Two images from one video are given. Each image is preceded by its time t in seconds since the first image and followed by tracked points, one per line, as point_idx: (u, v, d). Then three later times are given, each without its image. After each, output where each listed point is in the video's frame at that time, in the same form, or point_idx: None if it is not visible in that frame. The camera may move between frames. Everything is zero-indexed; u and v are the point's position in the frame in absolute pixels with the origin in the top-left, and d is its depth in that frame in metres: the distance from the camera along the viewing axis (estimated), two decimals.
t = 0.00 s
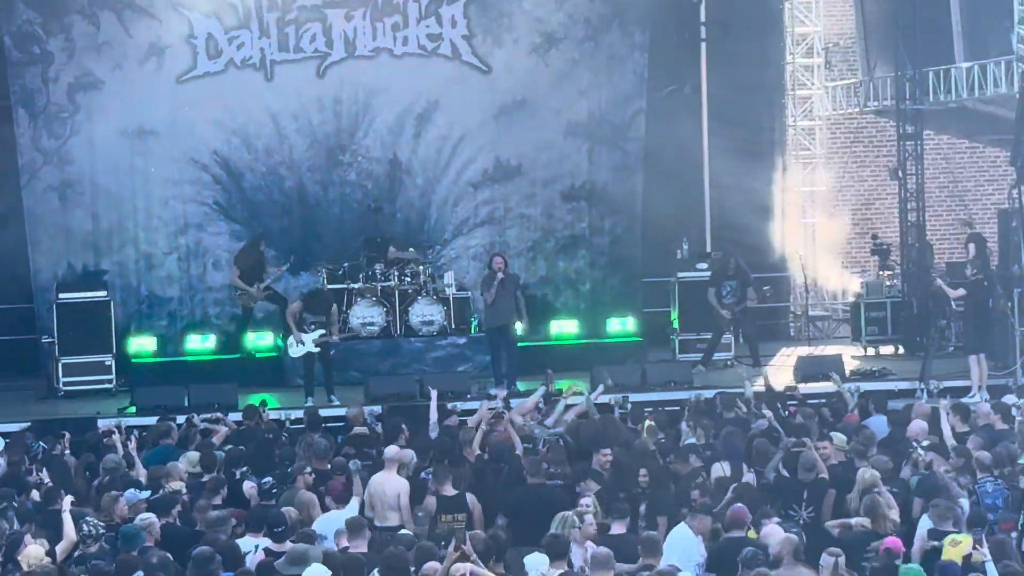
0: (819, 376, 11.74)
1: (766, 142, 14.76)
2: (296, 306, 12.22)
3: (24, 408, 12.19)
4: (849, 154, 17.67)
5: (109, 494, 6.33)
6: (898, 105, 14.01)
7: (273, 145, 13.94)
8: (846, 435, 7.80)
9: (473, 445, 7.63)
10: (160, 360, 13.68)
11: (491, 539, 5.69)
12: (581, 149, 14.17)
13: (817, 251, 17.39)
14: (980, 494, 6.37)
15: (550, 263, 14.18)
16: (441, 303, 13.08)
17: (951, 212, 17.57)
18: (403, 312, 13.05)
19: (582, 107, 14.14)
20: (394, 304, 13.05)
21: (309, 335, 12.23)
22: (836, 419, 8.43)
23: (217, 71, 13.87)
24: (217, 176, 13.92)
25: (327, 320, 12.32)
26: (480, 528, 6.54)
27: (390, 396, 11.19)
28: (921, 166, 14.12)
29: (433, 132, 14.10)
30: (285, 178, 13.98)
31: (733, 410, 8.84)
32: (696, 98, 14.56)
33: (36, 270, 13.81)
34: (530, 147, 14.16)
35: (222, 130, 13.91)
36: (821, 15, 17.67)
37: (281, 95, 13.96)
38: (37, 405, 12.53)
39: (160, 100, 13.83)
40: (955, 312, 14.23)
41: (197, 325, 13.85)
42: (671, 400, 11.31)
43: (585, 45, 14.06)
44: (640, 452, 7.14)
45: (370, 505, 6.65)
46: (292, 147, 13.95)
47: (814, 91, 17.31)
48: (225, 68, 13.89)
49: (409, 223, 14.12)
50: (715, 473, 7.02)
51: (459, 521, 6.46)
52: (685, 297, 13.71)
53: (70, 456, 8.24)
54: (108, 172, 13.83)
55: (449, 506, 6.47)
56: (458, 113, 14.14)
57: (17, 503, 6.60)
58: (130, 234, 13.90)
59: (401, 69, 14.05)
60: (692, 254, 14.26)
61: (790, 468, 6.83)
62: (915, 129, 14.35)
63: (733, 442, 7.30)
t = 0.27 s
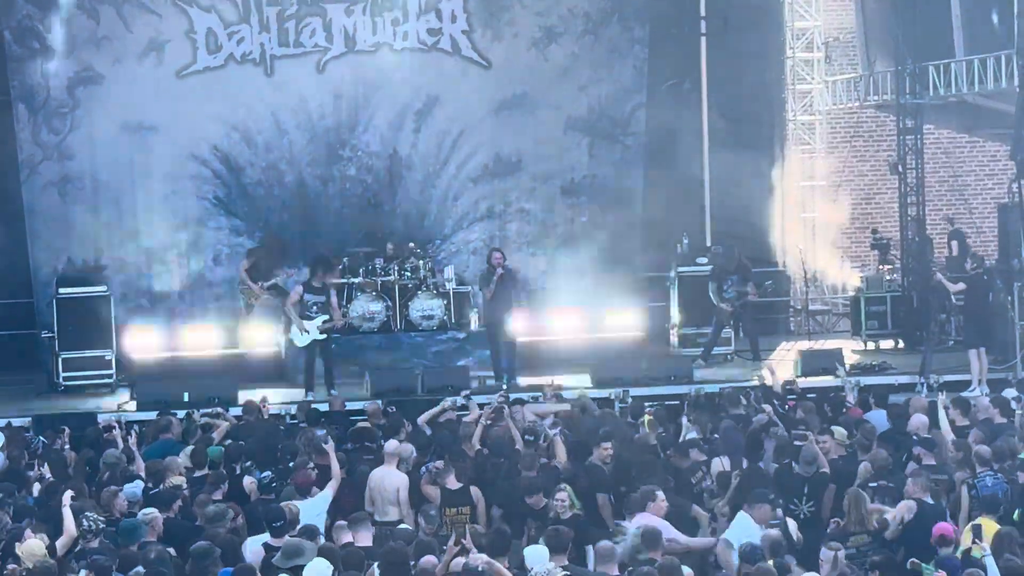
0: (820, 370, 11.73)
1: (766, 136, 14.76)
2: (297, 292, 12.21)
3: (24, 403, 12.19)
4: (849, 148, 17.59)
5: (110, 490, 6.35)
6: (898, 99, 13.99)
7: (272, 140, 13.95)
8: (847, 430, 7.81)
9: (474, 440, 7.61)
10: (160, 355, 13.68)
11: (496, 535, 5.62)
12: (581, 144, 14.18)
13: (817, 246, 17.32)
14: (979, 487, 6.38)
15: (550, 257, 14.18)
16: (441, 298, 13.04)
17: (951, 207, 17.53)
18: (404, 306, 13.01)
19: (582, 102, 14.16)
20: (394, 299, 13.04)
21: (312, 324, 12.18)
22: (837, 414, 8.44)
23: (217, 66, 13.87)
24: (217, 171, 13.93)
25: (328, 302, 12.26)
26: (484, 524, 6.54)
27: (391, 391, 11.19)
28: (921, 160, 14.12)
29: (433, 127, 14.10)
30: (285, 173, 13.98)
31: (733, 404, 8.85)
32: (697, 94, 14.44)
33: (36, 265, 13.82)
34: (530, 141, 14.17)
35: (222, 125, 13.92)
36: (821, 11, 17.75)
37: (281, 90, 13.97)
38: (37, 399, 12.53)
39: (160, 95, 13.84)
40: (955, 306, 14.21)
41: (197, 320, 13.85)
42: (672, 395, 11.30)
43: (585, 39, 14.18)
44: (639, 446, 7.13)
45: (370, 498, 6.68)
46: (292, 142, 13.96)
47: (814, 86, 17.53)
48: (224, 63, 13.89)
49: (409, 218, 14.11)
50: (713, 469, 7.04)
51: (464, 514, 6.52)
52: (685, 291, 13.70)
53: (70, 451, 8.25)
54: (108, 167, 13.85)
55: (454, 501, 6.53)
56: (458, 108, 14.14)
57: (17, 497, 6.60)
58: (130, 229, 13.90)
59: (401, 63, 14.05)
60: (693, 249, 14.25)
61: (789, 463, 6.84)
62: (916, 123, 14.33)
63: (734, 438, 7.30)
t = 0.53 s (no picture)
0: (820, 367, 11.72)
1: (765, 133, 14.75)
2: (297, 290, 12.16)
3: (24, 401, 12.18)
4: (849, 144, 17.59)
5: (110, 487, 6.34)
6: (898, 96, 13.98)
7: (272, 138, 13.94)
8: (846, 427, 7.80)
9: (474, 438, 7.60)
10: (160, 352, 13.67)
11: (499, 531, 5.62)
12: (581, 141, 14.18)
13: (818, 243, 17.35)
14: (979, 485, 6.36)
15: (550, 255, 14.17)
16: (441, 295, 13.03)
17: (951, 204, 17.50)
18: (404, 304, 13.03)
19: (582, 100, 14.15)
20: (394, 297, 13.05)
21: (314, 320, 12.15)
22: (837, 411, 8.44)
23: (217, 64, 13.86)
24: (217, 169, 13.92)
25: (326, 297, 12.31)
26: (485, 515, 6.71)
27: (391, 389, 11.18)
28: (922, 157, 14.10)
29: (434, 124, 14.10)
30: (286, 171, 13.98)
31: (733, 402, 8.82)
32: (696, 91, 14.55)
33: (36, 263, 13.81)
34: (530, 139, 14.16)
35: (222, 123, 13.91)
36: (822, 6, 17.66)
37: (281, 88, 13.96)
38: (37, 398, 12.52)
39: (159, 93, 13.83)
40: (956, 303, 14.20)
41: (197, 318, 13.84)
42: (672, 392, 11.29)
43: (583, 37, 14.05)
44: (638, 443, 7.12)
45: (371, 496, 6.68)
46: (292, 140, 13.96)
47: (814, 83, 17.20)
48: (225, 60, 13.88)
49: (409, 216, 14.10)
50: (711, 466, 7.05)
51: (468, 511, 6.63)
52: (685, 289, 13.70)
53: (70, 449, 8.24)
54: (108, 165, 13.84)
55: (458, 497, 6.64)
56: (457, 106, 14.13)
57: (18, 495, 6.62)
58: (130, 227, 13.89)
59: (401, 61, 14.04)
60: (693, 247, 14.23)
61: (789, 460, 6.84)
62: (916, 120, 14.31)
63: (732, 435, 7.30)
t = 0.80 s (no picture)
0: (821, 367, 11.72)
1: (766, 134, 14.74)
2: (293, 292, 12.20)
3: (25, 401, 12.19)
4: (850, 144, 17.51)
5: (110, 488, 6.35)
6: (898, 96, 13.97)
7: (273, 138, 13.95)
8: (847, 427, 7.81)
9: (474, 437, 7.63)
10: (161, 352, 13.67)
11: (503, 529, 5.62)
12: (581, 141, 14.18)
13: (819, 243, 17.26)
14: (978, 484, 6.34)
15: (551, 255, 14.18)
16: (442, 295, 13.03)
17: (952, 203, 17.46)
18: (405, 304, 13.01)
19: (583, 100, 14.15)
20: (395, 297, 13.03)
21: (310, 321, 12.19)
22: (838, 411, 8.44)
23: (218, 64, 13.87)
24: (218, 169, 13.93)
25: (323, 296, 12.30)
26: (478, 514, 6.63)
27: (392, 389, 11.18)
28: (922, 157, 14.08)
29: (434, 124, 14.10)
30: (286, 171, 13.99)
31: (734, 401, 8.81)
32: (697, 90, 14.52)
33: (37, 263, 13.82)
34: (531, 139, 14.17)
35: (223, 123, 13.92)
36: (822, 6, 17.63)
37: (282, 88, 13.97)
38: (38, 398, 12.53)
39: (159, 93, 13.83)
40: (957, 303, 14.18)
41: (198, 318, 13.84)
42: (673, 392, 11.29)
43: (584, 37, 14.11)
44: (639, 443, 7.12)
45: (371, 495, 6.67)
46: (292, 140, 13.97)
47: (815, 82, 17.48)
48: (225, 61, 13.88)
49: (410, 216, 14.10)
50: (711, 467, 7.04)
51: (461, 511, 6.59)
52: (686, 289, 13.69)
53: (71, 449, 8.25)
54: (109, 166, 13.86)
55: (457, 497, 6.61)
56: (458, 106, 14.13)
57: (19, 496, 6.63)
58: (131, 227, 13.90)
59: (401, 61, 14.05)
60: (694, 246, 14.23)
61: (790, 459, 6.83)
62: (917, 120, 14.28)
63: (730, 434, 7.31)
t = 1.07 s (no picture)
0: (823, 369, 11.70)
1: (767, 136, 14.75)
2: (292, 296, 12.17)
3: (27, 404, 12.19)
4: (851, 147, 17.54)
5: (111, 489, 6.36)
6: (900, 98, 13.95)
7: (275, 140, 13.95)
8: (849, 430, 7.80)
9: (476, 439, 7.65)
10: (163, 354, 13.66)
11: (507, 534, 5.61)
12: (583, 143, 14.18)
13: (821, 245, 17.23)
14: (977, 487, 6.40)
15: (553, 257, 14.18)
16: (444, 298, 13.02)
17: (953, 206, 17.45)
18: (406, 307, 12.99)
19: (585, 102, 14.16)
20: (397, 300, 12.99)
21: (309, 324, 12.22)
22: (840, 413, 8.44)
23: (219, 66, 13.88)
24: (219, 171, 13.93)
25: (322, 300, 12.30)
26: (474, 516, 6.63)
27: (394, 391, 11.18)
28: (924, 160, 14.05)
29: (436, 127, 14.10)
30: (288, 174, 13.98)
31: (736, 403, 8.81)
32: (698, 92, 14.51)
33: (39, 266, 13.82)
34: (533, 141, 14.17)
35: (225, 125, 13.93)
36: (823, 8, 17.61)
37: (284, 90, 13.97)
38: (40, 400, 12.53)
39: (161, 95, 13.84)
40: (958, 305, 14.17)
41: (199, 320, 13.84)
42: (674, 394, 11.28)
43: (586, 39, 14.09)
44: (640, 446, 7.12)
45: (374, 498, 6.68)
46: (294, 142, 13.97)
47: (816, 85, 17.38)
48: (227, 63, 13.89)
49: (412, 219, 14.10)
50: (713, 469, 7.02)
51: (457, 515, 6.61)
52: (688, 291, 13.69)
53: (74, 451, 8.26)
54: (111, 168, 13.86)
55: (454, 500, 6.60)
56: (460, 108, 14.14)
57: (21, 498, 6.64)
58: (133, 229, 13.91)
59: (403, 63, 14.05)
60: (696, 249, 14.22)
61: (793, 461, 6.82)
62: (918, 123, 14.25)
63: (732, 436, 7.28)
